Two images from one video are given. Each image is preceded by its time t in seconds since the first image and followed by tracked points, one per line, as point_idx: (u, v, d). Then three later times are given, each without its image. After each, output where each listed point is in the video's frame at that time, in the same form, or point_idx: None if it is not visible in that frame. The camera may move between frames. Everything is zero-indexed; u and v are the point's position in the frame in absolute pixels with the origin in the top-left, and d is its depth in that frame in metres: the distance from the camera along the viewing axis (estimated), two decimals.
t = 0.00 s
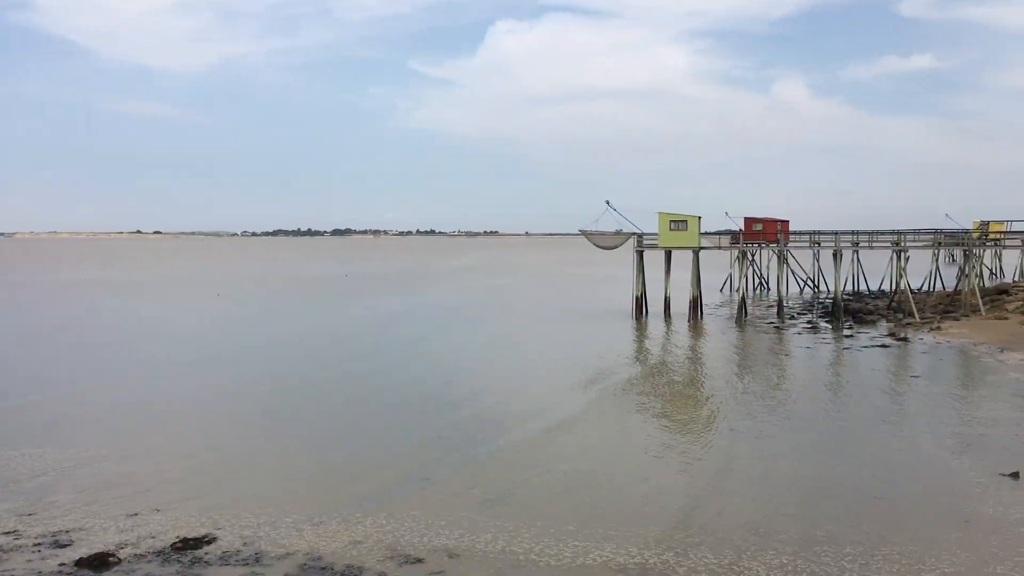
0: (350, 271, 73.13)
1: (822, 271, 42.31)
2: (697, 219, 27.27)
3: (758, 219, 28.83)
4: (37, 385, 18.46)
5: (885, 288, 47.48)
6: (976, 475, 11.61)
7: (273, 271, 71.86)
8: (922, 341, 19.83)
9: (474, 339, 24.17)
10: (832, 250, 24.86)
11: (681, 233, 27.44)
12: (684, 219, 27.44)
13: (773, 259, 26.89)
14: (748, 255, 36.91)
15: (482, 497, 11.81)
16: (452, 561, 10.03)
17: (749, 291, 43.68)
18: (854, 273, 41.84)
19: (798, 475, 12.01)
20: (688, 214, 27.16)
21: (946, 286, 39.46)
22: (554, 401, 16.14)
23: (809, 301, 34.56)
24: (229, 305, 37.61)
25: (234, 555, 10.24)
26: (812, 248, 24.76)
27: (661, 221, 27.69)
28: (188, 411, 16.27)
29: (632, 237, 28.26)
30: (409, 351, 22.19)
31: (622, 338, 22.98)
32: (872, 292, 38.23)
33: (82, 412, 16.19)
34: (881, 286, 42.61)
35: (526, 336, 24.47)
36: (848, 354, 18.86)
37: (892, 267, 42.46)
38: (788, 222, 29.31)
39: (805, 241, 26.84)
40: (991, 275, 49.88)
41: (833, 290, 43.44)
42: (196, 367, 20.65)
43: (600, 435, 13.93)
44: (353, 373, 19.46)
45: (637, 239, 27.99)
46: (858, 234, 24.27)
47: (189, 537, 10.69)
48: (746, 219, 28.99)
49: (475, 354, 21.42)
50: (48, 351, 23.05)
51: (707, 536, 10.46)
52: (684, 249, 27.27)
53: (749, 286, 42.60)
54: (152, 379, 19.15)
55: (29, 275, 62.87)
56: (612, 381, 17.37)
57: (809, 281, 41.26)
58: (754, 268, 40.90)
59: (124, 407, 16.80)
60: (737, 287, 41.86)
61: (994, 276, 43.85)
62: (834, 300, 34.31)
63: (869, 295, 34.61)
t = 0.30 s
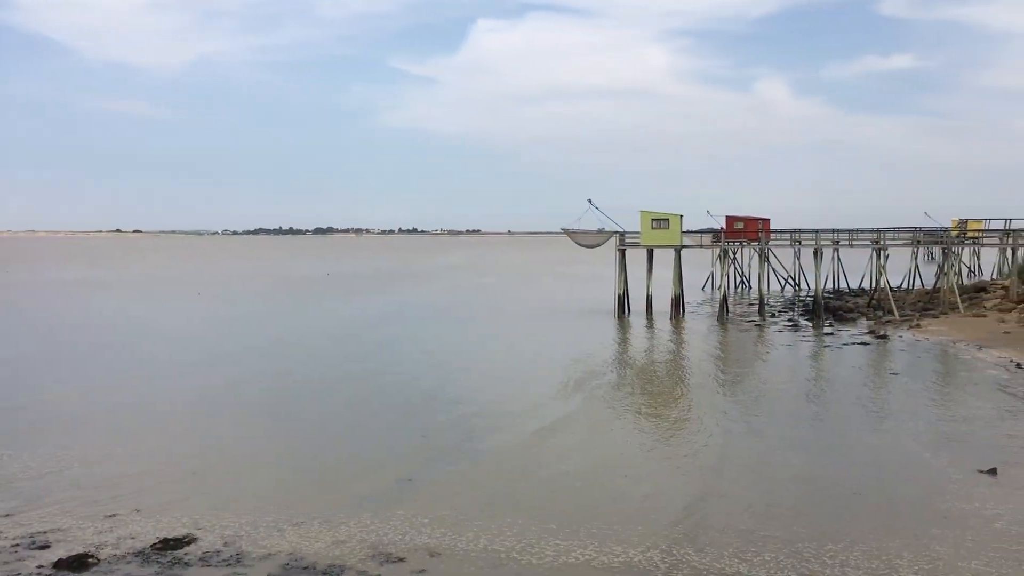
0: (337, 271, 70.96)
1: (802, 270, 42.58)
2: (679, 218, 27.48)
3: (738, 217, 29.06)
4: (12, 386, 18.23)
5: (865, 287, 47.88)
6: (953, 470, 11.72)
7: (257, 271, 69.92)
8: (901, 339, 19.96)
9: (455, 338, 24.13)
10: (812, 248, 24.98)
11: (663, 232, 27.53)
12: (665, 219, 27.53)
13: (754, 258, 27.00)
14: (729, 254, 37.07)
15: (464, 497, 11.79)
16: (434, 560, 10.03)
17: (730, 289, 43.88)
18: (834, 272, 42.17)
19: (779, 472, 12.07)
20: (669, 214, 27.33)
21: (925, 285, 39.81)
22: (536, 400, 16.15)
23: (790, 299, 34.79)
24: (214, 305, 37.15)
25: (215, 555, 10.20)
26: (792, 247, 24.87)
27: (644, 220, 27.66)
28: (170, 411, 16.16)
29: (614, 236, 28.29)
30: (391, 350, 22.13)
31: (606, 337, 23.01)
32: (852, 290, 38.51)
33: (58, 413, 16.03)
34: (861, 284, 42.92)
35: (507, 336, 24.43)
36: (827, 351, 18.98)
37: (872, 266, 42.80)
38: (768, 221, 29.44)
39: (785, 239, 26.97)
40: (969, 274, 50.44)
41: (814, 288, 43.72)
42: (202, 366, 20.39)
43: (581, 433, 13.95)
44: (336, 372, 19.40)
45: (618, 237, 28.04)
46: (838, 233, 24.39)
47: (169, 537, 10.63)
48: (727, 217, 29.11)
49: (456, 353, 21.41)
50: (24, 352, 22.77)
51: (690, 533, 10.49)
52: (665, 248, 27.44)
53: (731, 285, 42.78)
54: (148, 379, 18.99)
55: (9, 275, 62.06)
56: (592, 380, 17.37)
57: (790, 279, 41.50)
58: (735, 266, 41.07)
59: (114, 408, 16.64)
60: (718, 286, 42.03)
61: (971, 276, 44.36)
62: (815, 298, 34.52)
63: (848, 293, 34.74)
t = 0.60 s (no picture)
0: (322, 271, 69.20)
1: (782, 270, 42.87)
2: (659, 218, 27.58)
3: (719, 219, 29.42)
4: None
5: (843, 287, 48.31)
6: (928, 469, 11.83)
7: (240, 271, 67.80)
8: (878, 339, 20.10)
9: (433, 338, 24.09)
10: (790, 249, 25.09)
11: (643, 232, 27.58)
12: (646, 218, 27.60)
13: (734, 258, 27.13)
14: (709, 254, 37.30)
15: (442, 496, 11.79)
16: (412, 559, 10.02)
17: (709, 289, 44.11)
18: (813, 272, 42.53)
19: (758, 471, 12.13)
20: (650, 214, 27.40)
21: (902, 285, 40.21)
22: (515, 399, 16.17)
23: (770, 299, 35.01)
24: (194, 305, 36.43)
25: (192, 555, 10.16)
26: (771, 247, 24.96)
27: (625, 220, 27.76)
28: (147, 411, 16.04)
29: (594, 236, 28.31)
30: (371, 350, 22.10)
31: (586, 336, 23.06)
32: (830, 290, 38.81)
33: (31, 413, 15.86)
34: (839, 285, 43.29)
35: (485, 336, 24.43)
36: (805, 351, 19.13)
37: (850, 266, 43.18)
38: (746, 222, 29.57)
39: (764, 240, 27.08)
40: (946, 275, 51.07)
41: (792, 289, 44.06)
42: (182, 366, 20.28)
43: (560, 433, 13.97)
44: (317, 371, 19.35)
45: (599, 237, 28.08)
46: (816, 234, 24.51)
47: (146, 538, 10.57)
48: (707, 218, 29.19)
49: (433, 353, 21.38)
50: None
51: (668, 532, 10.53)
52: (646, 248, 27.49)
53: (711, 285, 43.00)
54: (132, 379, 18.84)
55: None
56: (570, 380, 17.38)
57: (769, 279, 41.77)
58: (716, 267, 41.27)
59: (92, 407, 16.48)
60: (697, 286, 42.23)
61: (947, 277, 44.92)
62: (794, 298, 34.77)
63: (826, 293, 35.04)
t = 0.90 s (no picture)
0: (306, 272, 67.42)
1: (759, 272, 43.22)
2: (638, 219, 27.65)
3: (697, 219, 29.69)
4: None
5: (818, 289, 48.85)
6: (902, 469, 11.96)
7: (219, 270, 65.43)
8: (854, 340, 20.30)
9: (409, 338, 24.08)
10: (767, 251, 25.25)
11: (622, 233, 27.61)
12: (625, 219, 27.65)
13: (712, 259, 27.27)
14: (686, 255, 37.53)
15: (419, 497, 11.78)
16: (389, 560, 10.01)
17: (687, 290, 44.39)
18: (790, 274, 42.94)
19: (734, 472, 12.21)
20: (629, 214, 27.43)
21: (876, 287, 40.74)
22: (491, 400, 16.20)
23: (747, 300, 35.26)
24: (169, 305, 35.62)
25: (167, 556, 10.12)
26: (749, 249, 25.13)
27: (604, 221, 27.86)
28: (122, 411, 15.91)
29: (573, 237, 28.33)
30: (347, 349, 22.04)
31: (564, 337, 23.11)
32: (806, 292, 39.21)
33: None
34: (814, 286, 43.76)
35: (462, 336, 24.45)
36: (780, 352, 19.28)
37: (825, 268, 43.66)
38: (723, 225, 29.74)
39: (742, 241, 27.24)
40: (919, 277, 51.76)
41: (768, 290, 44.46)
42: (153, 366, 20.10)
43: (536, 434, 13.99)
44: (294, 371, 19.27)
45: (578, 238, 28.12)
46: (793, 236, 24.67)
47: (120, 539, 10.51)
48: (686, 219, 29.26)
49: (409, 353, 21.35)
50: None
51: (648, 533, 10.57)
52: (625, 249, 27.51)
53: (689, 286, 43.22)
54: (97, 379, 18.67)
55: None
56: (546, 381, 17.43)
57: (746, 281, 42.11)
58: (694, 268, 41.50)
59: (60, 407, 16.31)
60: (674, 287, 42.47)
61: (921, 279, 45.54)
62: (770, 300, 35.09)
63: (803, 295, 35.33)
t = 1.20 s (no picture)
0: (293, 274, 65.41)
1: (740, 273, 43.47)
2: (619, 219, 27.65)
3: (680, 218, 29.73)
4: None
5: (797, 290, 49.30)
6: (879, 469, 12.06)
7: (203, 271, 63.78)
8: (833, 341, 20.47)
9: (389, 338, 24.04)
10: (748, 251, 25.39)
11: (604, 233, 27.65)
12: (606, 219, 27.66)
13: (693, 259, 27.39)
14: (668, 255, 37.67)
15: (399, 496, 11.79)
16: (369, 560, 9.99)
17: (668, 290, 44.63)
18: (770, 275, 43.22)
19: (713, 472, 12.26)
20: (610, 214, 27.41)
21: (854, 288, 41.17)
22: (471, 400, 16.21)
23: (728, 301, 35.51)
24: (149, 305, 35.04)
25: (145, 556, 10.06)
26: (730, 249, 25.25)
27: (586, 221, 27.89)
28: (98, 411, 15.78)
29: (555, 237, 28.35)
30: (326, 349, 21.99)
31: (545, 337, 23.13)
32: (785, 292, 39.58)
33: None
34: (793, 287, 44.15)
35: (442, 335, 24.44)
36: (760, 352, 19.38)
37: (805, 269, 44.05)
38: (704, 225, 29.90)
39: (723, 242, 27.39)
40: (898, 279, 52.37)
41: (749, 290, 44.81)
42: (130, 366, 19.91)
43: (515, 434, 14.02)
44: (274, 371, 19.19)
45: (560, 238, 28.15)
46: (773, 237, 24.84)
47: (97, 539, 10.43)
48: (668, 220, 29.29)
49: (388, 353, 21.33)
50: None
51: (629, 533, 10.60)
52: (607, 249, 27.43)
53: (670, 286, 43.37)
54: (72, 378, 18.46)
55: None
56: (526, 381, 17.46)
57: (727, 281, 42.41)
58: (675, 268, 41.73)
59: (34, 407, 16.11)
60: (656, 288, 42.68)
61: (899, 281, 46.03)
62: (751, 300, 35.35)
63: (783, 295, 35.62)
